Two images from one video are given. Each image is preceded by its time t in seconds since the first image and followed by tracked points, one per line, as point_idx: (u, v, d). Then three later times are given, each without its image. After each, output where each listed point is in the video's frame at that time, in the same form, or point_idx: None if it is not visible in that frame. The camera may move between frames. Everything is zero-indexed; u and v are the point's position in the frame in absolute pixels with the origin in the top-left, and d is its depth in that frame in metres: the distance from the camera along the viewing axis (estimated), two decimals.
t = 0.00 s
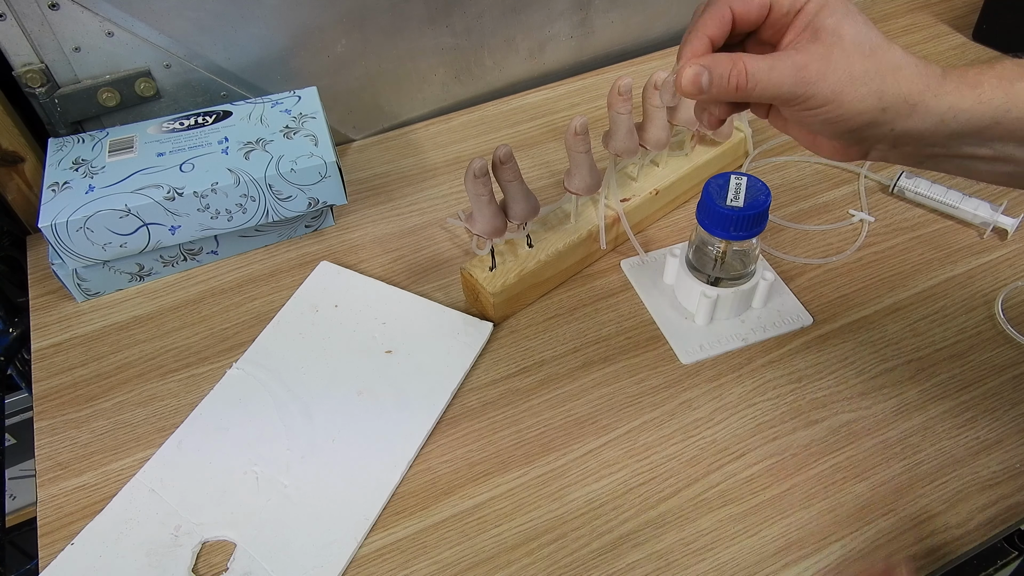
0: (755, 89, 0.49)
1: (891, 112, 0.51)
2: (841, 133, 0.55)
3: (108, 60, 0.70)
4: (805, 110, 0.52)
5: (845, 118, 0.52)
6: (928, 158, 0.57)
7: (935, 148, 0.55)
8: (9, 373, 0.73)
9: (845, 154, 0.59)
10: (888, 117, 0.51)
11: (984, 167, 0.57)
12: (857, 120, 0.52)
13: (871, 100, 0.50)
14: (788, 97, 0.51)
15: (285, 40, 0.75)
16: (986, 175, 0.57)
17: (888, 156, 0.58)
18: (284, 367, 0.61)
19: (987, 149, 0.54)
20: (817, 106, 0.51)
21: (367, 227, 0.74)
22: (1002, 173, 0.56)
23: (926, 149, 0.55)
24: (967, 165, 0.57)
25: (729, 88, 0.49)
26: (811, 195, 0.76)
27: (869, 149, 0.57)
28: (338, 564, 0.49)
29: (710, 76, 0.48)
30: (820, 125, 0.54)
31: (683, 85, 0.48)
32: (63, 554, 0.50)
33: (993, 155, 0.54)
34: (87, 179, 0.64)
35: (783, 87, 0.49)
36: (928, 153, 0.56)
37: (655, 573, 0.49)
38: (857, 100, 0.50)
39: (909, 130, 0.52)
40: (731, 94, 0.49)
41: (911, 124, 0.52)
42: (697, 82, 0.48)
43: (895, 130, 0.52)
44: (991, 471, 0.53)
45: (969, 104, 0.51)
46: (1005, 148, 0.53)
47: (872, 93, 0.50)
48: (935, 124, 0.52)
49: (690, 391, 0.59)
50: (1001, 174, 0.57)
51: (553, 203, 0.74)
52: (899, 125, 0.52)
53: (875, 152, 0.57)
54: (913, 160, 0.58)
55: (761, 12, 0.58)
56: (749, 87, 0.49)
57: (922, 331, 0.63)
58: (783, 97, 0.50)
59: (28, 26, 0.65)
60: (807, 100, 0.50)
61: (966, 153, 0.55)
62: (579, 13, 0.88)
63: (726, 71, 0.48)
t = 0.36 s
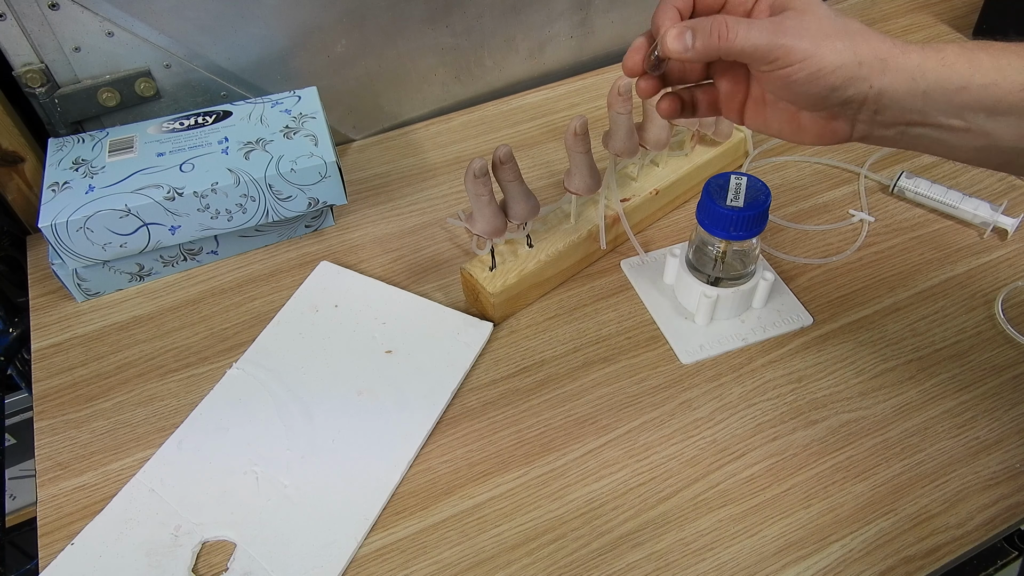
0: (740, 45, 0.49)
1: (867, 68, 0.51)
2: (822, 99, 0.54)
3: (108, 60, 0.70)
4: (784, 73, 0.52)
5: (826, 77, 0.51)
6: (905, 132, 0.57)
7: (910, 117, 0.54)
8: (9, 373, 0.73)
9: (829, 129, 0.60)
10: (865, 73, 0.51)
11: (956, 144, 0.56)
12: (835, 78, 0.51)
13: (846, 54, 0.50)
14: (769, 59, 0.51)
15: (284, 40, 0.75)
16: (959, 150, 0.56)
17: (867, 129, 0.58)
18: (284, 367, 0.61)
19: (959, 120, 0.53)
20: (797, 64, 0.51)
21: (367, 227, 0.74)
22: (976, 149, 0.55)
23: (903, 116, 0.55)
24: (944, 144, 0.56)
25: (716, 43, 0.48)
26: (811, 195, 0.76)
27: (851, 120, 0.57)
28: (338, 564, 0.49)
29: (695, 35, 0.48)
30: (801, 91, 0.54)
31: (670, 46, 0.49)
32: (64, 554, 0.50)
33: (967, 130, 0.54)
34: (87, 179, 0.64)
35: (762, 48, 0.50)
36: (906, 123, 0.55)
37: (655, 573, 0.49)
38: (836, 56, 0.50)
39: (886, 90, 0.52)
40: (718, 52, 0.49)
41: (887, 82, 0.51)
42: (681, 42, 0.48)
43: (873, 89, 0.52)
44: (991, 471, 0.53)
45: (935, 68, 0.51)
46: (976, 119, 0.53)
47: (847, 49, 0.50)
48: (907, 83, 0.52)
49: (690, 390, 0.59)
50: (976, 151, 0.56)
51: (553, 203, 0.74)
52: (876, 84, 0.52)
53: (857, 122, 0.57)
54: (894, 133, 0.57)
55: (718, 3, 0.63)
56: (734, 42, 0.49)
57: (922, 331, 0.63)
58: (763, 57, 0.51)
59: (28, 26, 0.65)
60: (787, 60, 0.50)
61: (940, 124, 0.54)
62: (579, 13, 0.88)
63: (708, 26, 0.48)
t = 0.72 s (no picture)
0: (699, 90, 0.46)
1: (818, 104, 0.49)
2: (779, 144, 0.51)
3: (108, 60, 0.70)
4: (742, 119, 0.49)
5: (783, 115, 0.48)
6: (866, 182, 0.51)
7: (870, 157, 0.50)
8: (9, 373, 0.73)
9: (795, 182, 0.53)
10: (818, 110, 0.49)
11: (919, 191, 0.51)
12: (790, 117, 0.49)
13: (793, 93, 0.48)
14: (725, 106, 0.48)
15: (285, 40, 0.75)
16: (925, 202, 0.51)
17: (832, 180, 0.52)
18: (284, 367, 0.61)
19: (916, 159, 0.49)
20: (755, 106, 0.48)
21: (367, 227, 0.74)
22: (942, 200, 0.51)
23: (857, 159, 0.50)
24: (907, 195, 0.51)
25: (677, 86, 0.46)
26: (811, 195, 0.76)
27: (814, 164, 0.52)
28: (338, 564, 0.49)
29: (659, 80, 0.45)
30: (764, 139, 0.50)
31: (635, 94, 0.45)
32: (64, 554, 0.50)
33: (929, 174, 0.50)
34: (87, 179, 0.64)
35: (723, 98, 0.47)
36: (866, 167, 0.51)
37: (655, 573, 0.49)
38: (788, 96, 0.48)
39: (838, 127, 0.49)
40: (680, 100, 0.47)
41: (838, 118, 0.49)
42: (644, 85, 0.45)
43: (821, 124, 0.49)
44: (991, 471, 0.53)
45: (882, 107, 0.50)
46: (933, 156, 0.49)
47: (796, 90, 0.49)
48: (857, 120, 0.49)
49: (690, 390, 0.59)
50: (939, 201, 0.51)
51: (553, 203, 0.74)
52: (829, 118, 0.49)
53: (822, 167, 0.52)
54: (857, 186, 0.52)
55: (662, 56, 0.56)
56: (691, 89, 0.46)
57: (922, 331, 0.63)
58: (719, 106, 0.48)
59: (28, 26, 0.65)
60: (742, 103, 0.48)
61: (898, 168, 0.50)
62: (579, 13, 0.88)
63: (670, 75, 0.46)
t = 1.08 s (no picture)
0: (713, 157, 0.49)
1: (831, 154, 0.53)
2: (796, 198, 0.54)
3: (108, 60, 0.70)
4: (758, 178, 0.52)
5: (798, 171, 0.52)
6: (885, 224, 0.56)
7: (887, 200, 0.54)
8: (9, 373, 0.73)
9: (813, 230, 0.56)
10: (833, 160, 0.53)
11: (940, 229, 0.55)
12: (809, 169, 0.52)
13: (811, 146, 0.52)
14: (742, 169, 0.51)
15: (285, 40, 0.75)
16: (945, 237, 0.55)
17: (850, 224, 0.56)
18: (284, 367, 0.61)
19: (934, 198, 0.54)
20: (770, 166, 0.51)
21: (366, 227, 0.74)
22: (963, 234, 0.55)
23: (879, 200, 0.54)
24: (926, 233, 0.56)
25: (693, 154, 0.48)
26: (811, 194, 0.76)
27: (831, 211, 0.56)
28: (338, 564, 0.49)
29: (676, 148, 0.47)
30: (781, 193, 0.54)
31: (650, 162, 0.47)
32: (64, 554, 0.50)
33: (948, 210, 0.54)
34: (87, 179, 0.64)
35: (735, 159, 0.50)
36: (883, 210, 0.55)
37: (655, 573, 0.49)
38: (800, 150, 0.52)
39: (855, 172, 0.53)
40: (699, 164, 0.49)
41: (852, 165, 0.53)
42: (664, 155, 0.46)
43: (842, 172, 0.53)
44: (991, 471, 0.53)
45: (895, 150, 0.54)
46: (951, 195, 0.54)
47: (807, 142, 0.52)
48: (874, 163, 0.54)
49: (690, 391, 0.59)
50: (959, 237, 0.55)
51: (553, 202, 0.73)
52: (844, 166, 0.53)
53: (839, 214, 0.56)
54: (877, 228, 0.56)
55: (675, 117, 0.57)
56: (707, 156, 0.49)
57: (922, 331, 0.63)
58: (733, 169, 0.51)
59: (28, 26, 0.65)
60: (757, 163, 0.51)
61: (917, 207, 0.54)
62: (579, 13, 0.88)
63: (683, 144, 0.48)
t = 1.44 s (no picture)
0: (744, 143, 0.48)
1: (855, 160, 0.52)
2: (815, 197, 0.54)
3: (108, 60, 0.70)
4: (783, 173, 0.51)
5: (823, 170, 0.51)
6: (897, 232, 0.56)
7: (901, 210, 0.54)
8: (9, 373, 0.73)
9: (825, 234, 0.57)
10: (854, 164, 0.52)
11: (953, 238, 0.55)
12: (830, 169, 0.51)
13: (834, 147, 0.51)
14: (770, 160, 0.50)
15: (285, 40, 0.75)
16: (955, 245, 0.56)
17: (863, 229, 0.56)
18: (284, 367, 0.61)
19: (949, 209, 0.54)
20: (798, 161, 0.50)
21: (366, 226, 0.74)
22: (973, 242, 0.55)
23: (895, 207, 0.54)
24: (938, 242, 0.56)
25: (720, 141, 0.47)
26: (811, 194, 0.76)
27: (846, 217, 0.55)
28: (338, 564, 0.49)
29: (701, 136, 0.46)
30: (801, 191, 0.53)
31: (676, 151, 0.46)
32: (64, 554, 0.50)
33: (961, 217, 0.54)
34: (87, 179, 0.64)
35: (766, 148, 0.49)
36: (897, 218, 0.55)
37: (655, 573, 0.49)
38: (828, 151, 0.51)
39: (873, 179, 0.53)
40: (727, 151, 0.47)
41: (874, 173, 0.53)
42: (689, 143, 0.46)
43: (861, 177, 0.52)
44: (991, 471, 0.53)
45: (914, 159, 0.53)
46: (966, 205, 0.54)
47: (836, 144, 0.51)
48: (892, 172, 0.53)
49: (690, 391, 0.59)
50: (973, 246, 0.55)
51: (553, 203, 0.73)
52: (866, 173, 0.52)
53: (852, 220, 0.56)
54: (887, 236, 0.56)
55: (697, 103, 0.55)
56: (738, 141, 0.47)
57: (922, 331, 0.63)
58: (763, 158, 0.50)
59: (28, 26, 0.65)
60: (785, 158, 0.50)
61: (932, 216, 0.54)
62: (579, 13, 0.88)
63: (714, 130, 0.46)
